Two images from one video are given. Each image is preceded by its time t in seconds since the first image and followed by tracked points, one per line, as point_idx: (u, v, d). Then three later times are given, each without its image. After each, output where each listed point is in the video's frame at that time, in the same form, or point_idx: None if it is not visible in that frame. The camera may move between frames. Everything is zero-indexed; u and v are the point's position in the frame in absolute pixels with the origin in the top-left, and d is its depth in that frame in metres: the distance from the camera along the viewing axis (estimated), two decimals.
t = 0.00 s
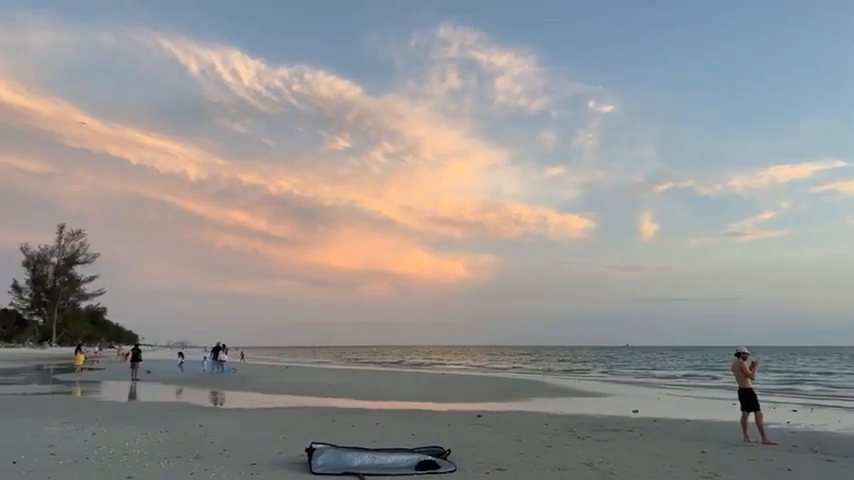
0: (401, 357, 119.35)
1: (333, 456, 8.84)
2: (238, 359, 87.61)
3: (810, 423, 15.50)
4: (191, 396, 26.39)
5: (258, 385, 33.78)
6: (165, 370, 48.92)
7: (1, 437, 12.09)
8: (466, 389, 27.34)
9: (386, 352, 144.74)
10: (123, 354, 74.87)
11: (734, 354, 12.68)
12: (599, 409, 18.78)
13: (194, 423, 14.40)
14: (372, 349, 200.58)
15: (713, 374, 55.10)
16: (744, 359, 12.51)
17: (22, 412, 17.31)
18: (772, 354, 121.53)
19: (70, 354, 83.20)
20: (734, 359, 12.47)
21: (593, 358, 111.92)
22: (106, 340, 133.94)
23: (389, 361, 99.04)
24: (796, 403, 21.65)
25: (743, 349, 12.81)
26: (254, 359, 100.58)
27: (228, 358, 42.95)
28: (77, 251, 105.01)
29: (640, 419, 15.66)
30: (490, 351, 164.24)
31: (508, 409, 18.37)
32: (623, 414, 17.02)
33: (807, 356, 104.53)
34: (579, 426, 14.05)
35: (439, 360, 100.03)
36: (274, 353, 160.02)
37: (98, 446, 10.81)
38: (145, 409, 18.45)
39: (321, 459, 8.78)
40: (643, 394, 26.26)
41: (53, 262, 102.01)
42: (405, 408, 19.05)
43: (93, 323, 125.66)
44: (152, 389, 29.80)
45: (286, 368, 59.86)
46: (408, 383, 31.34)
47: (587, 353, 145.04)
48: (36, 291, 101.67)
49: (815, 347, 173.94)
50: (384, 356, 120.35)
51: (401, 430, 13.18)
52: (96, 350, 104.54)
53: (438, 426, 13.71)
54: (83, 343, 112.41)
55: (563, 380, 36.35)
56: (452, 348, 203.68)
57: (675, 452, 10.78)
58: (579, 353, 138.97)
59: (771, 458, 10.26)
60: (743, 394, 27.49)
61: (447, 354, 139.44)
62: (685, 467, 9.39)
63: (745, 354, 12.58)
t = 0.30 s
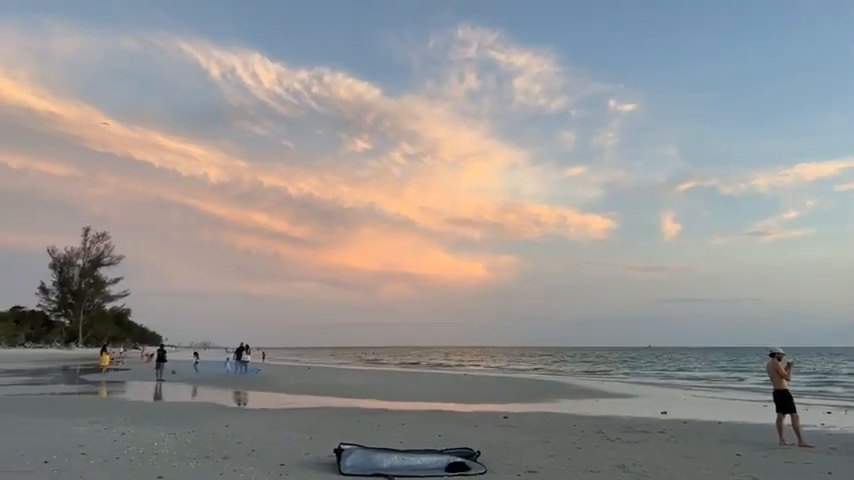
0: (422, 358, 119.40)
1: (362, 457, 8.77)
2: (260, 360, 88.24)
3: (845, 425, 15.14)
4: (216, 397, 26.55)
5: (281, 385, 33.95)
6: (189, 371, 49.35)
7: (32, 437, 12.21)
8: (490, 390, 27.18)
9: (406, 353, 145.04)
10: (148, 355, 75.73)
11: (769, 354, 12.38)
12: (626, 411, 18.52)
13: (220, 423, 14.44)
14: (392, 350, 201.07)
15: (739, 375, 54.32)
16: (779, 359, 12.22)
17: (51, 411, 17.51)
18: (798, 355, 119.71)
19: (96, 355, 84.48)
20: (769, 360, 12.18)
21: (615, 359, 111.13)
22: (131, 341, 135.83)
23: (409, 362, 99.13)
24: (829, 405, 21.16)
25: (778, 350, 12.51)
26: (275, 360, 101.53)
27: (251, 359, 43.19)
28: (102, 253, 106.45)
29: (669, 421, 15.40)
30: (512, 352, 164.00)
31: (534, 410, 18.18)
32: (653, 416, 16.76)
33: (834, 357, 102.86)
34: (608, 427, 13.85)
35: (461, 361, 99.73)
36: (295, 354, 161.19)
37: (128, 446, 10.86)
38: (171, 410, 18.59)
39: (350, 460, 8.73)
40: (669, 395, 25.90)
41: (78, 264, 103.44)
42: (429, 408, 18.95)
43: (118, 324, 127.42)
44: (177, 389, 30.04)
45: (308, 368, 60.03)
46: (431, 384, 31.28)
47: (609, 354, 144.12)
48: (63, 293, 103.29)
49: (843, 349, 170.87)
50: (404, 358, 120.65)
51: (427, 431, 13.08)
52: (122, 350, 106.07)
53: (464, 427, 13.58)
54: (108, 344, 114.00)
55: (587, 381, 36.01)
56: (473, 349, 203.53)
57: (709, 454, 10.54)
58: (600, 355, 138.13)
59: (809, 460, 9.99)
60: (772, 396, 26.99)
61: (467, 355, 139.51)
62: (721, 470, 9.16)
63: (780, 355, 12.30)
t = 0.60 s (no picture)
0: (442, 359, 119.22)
1: (393, 461, 8.65)
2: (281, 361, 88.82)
3: None
4: (241, 397, 26.67)
5: (304, 386, 34.04)
6: (213, 371, 49.70)
7: (64, 437, 12.32)
8: (514, 392, 26.94)
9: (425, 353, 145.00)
10: (171, 355, 76.51)
11: (807, 356, 12.06)
12: (656, 413, 18.21)
13: (247, 424, 14.45)
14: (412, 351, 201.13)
15: (767, 377, 53.49)
16: (817, 361, 11.89)
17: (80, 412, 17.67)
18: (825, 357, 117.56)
19: (121, 357, 85.57)
20: (807, 362, 11.87)
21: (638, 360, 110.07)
22: (155, 341, 137.44)
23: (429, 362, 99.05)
24: None
25: (816, 351, 12.18)
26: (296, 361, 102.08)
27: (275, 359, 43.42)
28: (127, 255, 107.83)
29: (702, 423, 15.08)
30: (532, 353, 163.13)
31: (562, 412, 17.94)
32: (684, 418, 16.44)
33: None
34: (640, 430, 13.59)
35: (483, 362, 99.44)
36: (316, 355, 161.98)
37: (158, 447, 10.88)
38: (197, 410, 18.68)
39: (382, 463, 8.62)
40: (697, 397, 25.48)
41: (103, 266, 104.82)
42: (455, 410, 18.80)
43: (143, 325, 129.07)
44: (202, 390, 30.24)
45: (329, 369, 60.16)
46: (454, 385, 31.11)
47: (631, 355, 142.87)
48: (89, 295, 104.80)
49: None
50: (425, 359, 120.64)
51: (455, 433, 12.92)
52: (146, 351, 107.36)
53: (492, 430, 13.41)
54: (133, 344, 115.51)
55: (612, 382, 35.62)
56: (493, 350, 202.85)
57: (747, 459, 10.27)
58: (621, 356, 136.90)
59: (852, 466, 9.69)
60: (803, 398, 26.43)
61: (487, 355, 139.10)
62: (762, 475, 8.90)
63: (818, 357, 11.97)
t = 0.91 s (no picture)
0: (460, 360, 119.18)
1: (422, 464, 8.59)
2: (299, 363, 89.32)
3: None
4: (262, 399, 26.80)
5: (324, 387, 34.14)
6: (233, 372, 50.05)
7: (92, 438, 12.42)
8: (536, 393, 26.78)
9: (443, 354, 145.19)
10: (192, 356, 77.23)
11: (841, 359, 11.81)
12: (683, 416, 17.96)
13: (272, 426, 14.47)
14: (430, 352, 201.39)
15: (791, 379, 52.79)
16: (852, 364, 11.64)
17: (106, 413, 17.84)
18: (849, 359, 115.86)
19: (142, 358, 86.49)
20: (841, 365, 11.62)
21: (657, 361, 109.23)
22: (175, 343, 138.85)
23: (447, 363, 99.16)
24: None
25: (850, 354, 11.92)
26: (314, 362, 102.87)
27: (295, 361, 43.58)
28: (147, 257, 108.97)
29: (731, 427, 14.85)
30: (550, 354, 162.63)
31: (586, 415, 17.77)
32: (712, 421, 16.21)
33: None
34: (668, 433, 13.40)
35: (500, 363, 99.44)
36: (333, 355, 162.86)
37: (185, 449, 10.93)
38: (221, 412, 18.76)
39: (411, 466, 8.57)
40: (722, 399, 25.14)
41: (124, 268, 106.00)
42: (478, 412, 18.70)
43: (163, 326, 130.46)
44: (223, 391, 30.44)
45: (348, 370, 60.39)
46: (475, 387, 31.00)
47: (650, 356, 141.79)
48: (110, 296, 106.01)
49: None
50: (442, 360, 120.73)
51: (481, 436, 12.82)
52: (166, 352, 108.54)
53: (518, 432, 13.29)
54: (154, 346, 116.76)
55: (634, 384, 35.29)
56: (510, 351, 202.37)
57: (781, 463, 10.07)
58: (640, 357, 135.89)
59: None
60: (831, 401, 25.98)
61: (504, 356, 138.80)
62: None
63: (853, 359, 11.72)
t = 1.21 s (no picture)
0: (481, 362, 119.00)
1: (451, 467, 8.50)
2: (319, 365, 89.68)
3: None
4: (286, 400, 26.86)
5: (346, 389, 34.17)
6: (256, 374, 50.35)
7: (120, 440, 12.51)
8: (560, 396, 26.54)
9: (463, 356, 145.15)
10: (214, 358, 77.87)
11: None
12: (711, 419, 17.65)
13: (297, 427, 14.47)
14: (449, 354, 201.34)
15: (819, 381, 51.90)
16: None
17: (134, 414, 17.98)
18: None
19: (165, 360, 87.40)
20: None
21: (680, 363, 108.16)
22: (197, 345, 140.18)
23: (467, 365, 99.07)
24: None
25: None
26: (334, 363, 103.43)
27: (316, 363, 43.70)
28: (170, 260, 110.18)
29: (763, 430, 14.53)
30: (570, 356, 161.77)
31: (613, 418, 17.54)
32: (743, 425, 15.89)
33: None
34: (698, 437, 13.14)
35: (520, 365, 99.10)
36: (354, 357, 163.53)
37: (213, 451, 10.93)
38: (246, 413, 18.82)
39: (440, 470, 8.50)
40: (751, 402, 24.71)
41: (148, 271, 107.29)
42: (503, 414, 18.56)
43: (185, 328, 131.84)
44: (247, 393, 30.60)
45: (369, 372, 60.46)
46: (498, 389, 30.81)
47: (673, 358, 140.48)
48: (133, 299, 107.26)
49: None
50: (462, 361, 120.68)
51: (508, 439, 12.67)
52: (189, 354, 109.61)
53: (546, 436, 13.12)
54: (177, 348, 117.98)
55: (658, 386, 34.87)
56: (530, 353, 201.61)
57: (819, 468, 9.79)
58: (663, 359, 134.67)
59: None
60: None
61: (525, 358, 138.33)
62: None
63: None
